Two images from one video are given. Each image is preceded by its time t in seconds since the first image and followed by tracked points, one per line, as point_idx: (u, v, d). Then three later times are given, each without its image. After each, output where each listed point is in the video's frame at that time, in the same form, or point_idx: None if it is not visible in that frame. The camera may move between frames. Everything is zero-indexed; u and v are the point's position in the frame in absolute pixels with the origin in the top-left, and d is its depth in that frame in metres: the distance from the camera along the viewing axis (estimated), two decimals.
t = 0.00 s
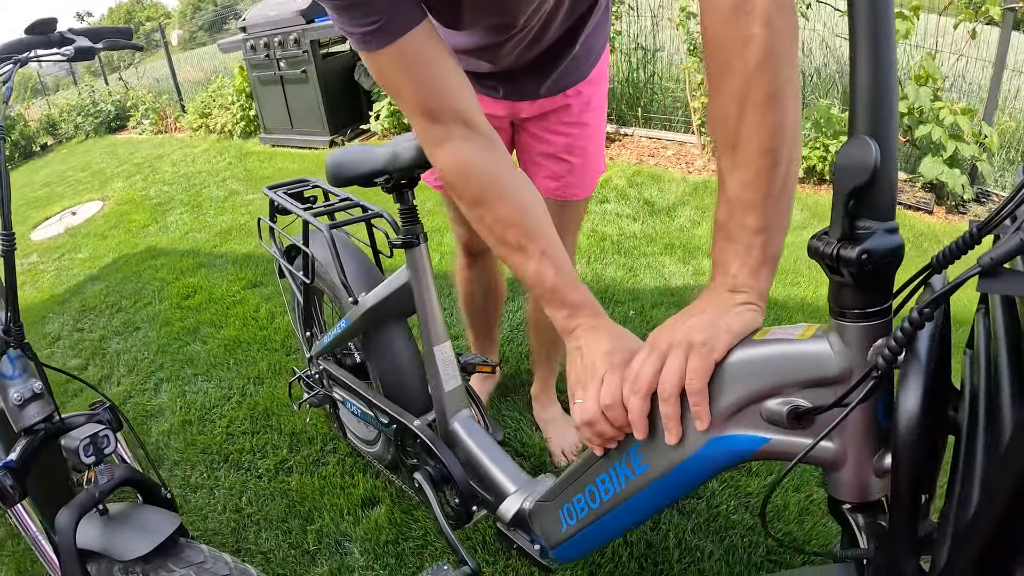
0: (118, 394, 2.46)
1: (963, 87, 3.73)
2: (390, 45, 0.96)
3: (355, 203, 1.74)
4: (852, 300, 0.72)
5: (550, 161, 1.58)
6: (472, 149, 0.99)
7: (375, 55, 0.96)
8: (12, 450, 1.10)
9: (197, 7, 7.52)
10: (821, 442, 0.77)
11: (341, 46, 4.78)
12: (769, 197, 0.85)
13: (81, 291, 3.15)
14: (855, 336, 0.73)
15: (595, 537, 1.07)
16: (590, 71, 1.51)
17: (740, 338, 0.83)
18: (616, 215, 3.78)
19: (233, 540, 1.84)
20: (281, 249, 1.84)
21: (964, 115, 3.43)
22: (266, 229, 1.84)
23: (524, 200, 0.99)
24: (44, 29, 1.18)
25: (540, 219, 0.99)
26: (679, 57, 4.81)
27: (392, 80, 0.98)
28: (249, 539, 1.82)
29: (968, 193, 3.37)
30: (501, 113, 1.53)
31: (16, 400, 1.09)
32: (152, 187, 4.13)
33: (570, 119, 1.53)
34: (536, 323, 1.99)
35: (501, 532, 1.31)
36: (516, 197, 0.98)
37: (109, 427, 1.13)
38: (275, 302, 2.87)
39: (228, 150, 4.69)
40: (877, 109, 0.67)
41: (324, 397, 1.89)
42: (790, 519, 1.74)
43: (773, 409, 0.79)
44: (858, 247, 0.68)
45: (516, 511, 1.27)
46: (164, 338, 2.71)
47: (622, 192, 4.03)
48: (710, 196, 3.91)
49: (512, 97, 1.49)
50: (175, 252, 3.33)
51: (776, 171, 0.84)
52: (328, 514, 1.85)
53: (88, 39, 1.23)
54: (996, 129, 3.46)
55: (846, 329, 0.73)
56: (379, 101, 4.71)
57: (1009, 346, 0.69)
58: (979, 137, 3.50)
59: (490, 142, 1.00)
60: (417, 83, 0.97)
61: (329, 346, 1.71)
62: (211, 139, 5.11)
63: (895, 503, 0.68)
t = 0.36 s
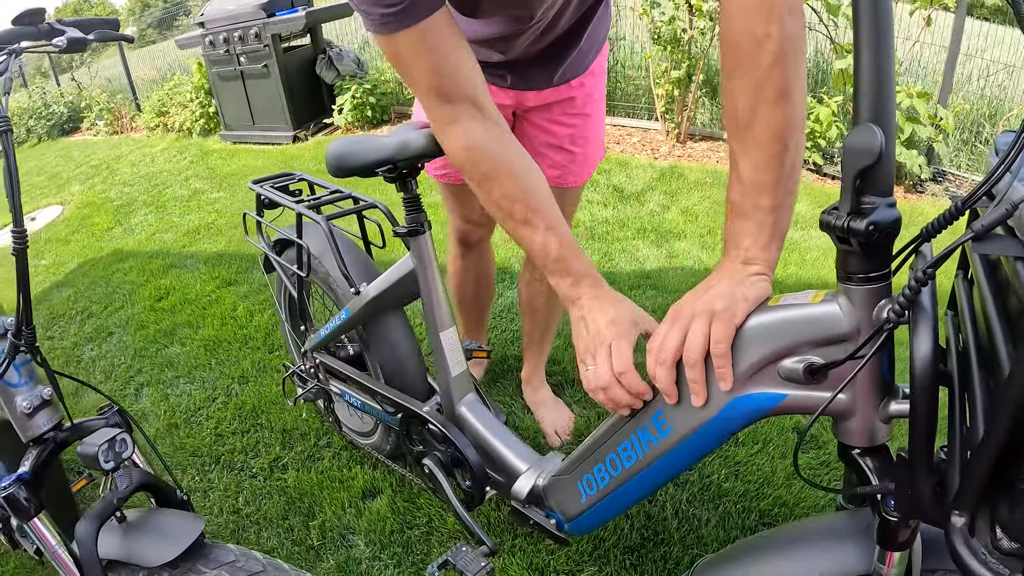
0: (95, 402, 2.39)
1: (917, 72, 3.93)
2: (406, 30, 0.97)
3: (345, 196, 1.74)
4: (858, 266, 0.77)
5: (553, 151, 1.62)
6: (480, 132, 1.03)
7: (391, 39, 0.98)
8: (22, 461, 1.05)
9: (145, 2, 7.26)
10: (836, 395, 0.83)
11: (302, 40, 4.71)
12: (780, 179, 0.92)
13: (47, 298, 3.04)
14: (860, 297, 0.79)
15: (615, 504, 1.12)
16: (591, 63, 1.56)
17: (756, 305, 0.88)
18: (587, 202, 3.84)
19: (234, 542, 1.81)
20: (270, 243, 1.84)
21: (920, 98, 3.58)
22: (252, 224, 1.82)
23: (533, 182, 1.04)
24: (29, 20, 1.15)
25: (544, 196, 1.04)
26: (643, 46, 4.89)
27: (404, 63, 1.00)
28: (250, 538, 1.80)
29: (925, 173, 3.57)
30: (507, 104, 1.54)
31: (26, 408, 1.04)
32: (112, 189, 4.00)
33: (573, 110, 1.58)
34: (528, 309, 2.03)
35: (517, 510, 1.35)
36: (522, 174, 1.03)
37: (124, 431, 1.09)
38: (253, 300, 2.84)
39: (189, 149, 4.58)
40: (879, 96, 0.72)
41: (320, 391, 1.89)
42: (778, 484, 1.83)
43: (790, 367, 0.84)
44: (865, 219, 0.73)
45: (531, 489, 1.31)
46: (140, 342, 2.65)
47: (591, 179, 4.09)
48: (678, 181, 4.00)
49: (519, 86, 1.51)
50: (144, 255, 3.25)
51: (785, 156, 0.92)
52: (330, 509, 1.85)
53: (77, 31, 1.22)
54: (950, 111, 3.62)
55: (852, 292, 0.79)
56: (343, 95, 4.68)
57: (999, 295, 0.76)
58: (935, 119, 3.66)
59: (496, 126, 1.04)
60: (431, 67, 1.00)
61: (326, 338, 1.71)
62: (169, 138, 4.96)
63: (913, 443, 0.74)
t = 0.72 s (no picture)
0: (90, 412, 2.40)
1: (888, 67, 4.08)
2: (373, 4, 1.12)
3: (342, 197, 1.79)
4: (835, 253, 0.86)
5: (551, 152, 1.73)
6: (437, 85, 1.18)
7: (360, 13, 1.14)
8: (49, 466, 1.04)
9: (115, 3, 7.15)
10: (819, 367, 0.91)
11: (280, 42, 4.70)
12: (761, 178, 1.00)
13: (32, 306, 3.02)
14: (838, 280, 0.87)
15: (618, 480, 1.19)
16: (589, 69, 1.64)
17: (745, 291, 0.96)
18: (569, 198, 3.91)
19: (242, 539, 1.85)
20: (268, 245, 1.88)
21: (889, 92, 3.72)
22: (252, 227, 1.86)
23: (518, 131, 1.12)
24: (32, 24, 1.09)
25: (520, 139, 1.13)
26: (620, 44, 4.97)
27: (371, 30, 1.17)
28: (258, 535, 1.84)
29: (896, 164, 3.72)
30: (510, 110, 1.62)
31: (53, 411, 1.03)
32: (92, 194, 3.96)
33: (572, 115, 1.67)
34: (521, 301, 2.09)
35: (523, 493, 1.42)
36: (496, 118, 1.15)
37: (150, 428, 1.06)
38: (243, 302, 2.86)
39: (168, 154, 4.55)
40: (852, 104, 0.80)
41: (322, 388, 1.93)
42: (765, 464, 1.92)
43: (777, 345, 0.92)
44: (841, 213, 0.81)
45: (536, 472, 1.38)
46: (132, 348, 2.65)
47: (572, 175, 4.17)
48: (658, 176, 4.10)
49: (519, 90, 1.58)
50: (129, 260, 3.24)
51: (766, 156, 1.00)
52: (335, 503, 1.89)
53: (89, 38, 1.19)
54: (918, 104, 3.77)
55: (831, 276, 0.88)
56: (322, 96, 4.72)
57: (956, 266, 0.85)
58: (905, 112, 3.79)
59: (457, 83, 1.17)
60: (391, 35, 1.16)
61: (328, 337, 1.75)
62: (146, 143, 4.92)
63: (889, 404, 0.83)
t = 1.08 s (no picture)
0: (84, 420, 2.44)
1: (855, 65, 4.24)
2: (356, 47, 1.18)
3: (333, 201, 1.87)
4: (788, 240, 1.00)
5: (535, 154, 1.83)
6: (394, 110, 1.26)
7: (338, 54, 1.20)
8: (73, 457, 1.09)
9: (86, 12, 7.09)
10: (777, 341, 1.04)
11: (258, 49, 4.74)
12: (718, 177, 1.12)
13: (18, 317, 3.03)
14: (792, 263, 1.00)
15: (603, 455, 1.30)
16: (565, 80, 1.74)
17: (711, 275, 1.07)
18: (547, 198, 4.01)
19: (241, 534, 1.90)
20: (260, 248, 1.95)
21: (854, 89, 3.88)
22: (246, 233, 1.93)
23: (474, 108, 1.20)
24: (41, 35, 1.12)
25: (472, 118, 1.21)
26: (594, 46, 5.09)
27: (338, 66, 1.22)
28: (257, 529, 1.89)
29: (865, 159, 3.86)
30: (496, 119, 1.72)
31: (76, 405, 1.09)
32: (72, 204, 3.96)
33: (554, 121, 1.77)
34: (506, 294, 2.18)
35: (514, 474, 1.51)
36: (450, 112, 1.22)
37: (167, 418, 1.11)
38: (232, 307, 2.91)
39: (147, 162, 4.56)
40: (800, 110, 0.95)
41: (316, 385, 2.01)
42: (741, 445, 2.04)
43: (740, 323, 1.03)
44: (791, 204, 0.96)
45: (525, 453, 1.47)
46: (121, 354, 2.69)
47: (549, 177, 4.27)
48: (633, 176, 4.23)
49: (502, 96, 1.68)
50: (114, 269, 3.26)
51: (722, 158, 1.12)
52: (331, 497, 1.95)
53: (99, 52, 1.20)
54: (884, 101, 3.92)
55: (785, 260, 1.01)
56: (301, 103, 4.77)
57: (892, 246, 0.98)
58: (871, 108, 3.96)
59: (412, 112, 1.26)
60: (356, 79, 1.23)
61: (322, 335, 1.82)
62: (124, 152, 4.93)
63: (838, 365, 0.96)
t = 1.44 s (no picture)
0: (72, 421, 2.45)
1: (819, 60, 4.41)
2: (348, 39, 1.24)
3: (321, 195, 1.94)
4: (755, 205, 1.13)
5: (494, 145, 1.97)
6: (378, 100, 1.31)
7: (330, 44, 1.25)
8: (88, 434, 1.12)
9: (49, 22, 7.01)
10: (747, 298, 1.17)
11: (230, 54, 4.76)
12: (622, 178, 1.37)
13: None
14: (758, 226, 1.14)
15: (591, 419, 1.39)
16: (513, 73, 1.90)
17: (685, 242, 1.21)
18: (522, 195, 4.09)
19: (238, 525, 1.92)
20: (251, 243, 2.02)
21: (817, 83, 4.04)
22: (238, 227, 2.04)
23: (455, 95, 1.28)
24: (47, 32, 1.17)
25: (452, 103, 1.28)
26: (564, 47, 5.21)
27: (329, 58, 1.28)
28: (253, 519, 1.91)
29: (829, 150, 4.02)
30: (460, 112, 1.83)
31: (90, 383, 1.13)
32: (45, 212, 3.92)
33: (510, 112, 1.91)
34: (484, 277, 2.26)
35: (507, 446, 1.58)
36: (431, 98, 1.29)
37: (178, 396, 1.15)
38: (216, 308, 2.94)
39: (121, 170, 4.54)
40: (759, 90, 1.05)
41: (310, 376, 2.06)
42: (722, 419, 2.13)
43: (716, 283, 1.17)
44: (756, 171, 1.07)
45: (518, 425, 1.54)
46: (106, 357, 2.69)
47: (524, 175, 4.35)
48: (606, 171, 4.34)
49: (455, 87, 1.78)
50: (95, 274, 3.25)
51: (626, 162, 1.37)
52: (327, 485, 1.98)
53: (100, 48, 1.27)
54: (846, 93, 4.08)
55: (753, 224, 1.14)
56: (275, 108, 4.81)
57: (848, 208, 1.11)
58: (835, 100, 4.12)
59: (397, 104, 1.31)
60: (345, 70, 1.28)
61: (315, 323, 1.88)
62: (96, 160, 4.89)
63: (804, 304, 1.07)
